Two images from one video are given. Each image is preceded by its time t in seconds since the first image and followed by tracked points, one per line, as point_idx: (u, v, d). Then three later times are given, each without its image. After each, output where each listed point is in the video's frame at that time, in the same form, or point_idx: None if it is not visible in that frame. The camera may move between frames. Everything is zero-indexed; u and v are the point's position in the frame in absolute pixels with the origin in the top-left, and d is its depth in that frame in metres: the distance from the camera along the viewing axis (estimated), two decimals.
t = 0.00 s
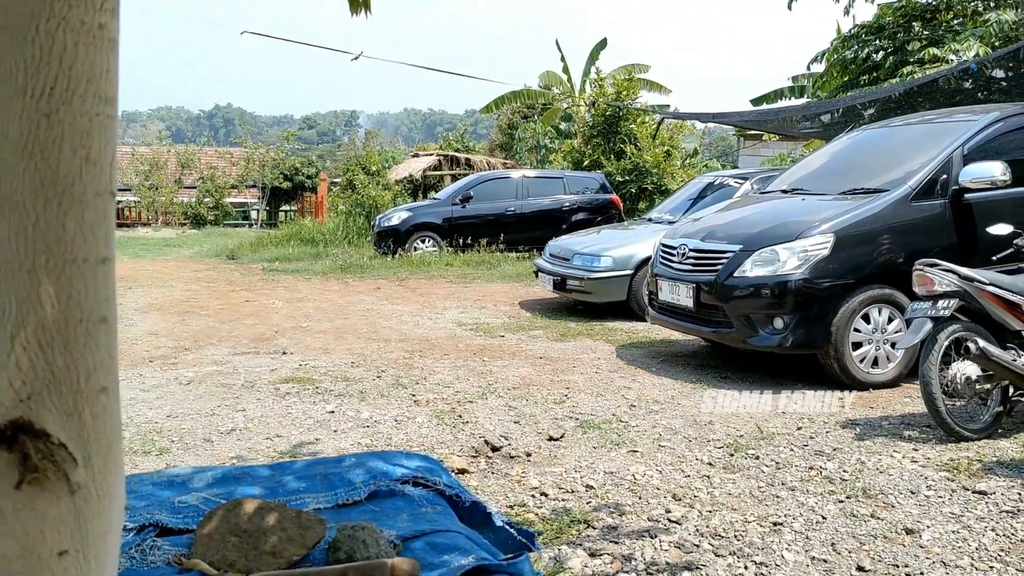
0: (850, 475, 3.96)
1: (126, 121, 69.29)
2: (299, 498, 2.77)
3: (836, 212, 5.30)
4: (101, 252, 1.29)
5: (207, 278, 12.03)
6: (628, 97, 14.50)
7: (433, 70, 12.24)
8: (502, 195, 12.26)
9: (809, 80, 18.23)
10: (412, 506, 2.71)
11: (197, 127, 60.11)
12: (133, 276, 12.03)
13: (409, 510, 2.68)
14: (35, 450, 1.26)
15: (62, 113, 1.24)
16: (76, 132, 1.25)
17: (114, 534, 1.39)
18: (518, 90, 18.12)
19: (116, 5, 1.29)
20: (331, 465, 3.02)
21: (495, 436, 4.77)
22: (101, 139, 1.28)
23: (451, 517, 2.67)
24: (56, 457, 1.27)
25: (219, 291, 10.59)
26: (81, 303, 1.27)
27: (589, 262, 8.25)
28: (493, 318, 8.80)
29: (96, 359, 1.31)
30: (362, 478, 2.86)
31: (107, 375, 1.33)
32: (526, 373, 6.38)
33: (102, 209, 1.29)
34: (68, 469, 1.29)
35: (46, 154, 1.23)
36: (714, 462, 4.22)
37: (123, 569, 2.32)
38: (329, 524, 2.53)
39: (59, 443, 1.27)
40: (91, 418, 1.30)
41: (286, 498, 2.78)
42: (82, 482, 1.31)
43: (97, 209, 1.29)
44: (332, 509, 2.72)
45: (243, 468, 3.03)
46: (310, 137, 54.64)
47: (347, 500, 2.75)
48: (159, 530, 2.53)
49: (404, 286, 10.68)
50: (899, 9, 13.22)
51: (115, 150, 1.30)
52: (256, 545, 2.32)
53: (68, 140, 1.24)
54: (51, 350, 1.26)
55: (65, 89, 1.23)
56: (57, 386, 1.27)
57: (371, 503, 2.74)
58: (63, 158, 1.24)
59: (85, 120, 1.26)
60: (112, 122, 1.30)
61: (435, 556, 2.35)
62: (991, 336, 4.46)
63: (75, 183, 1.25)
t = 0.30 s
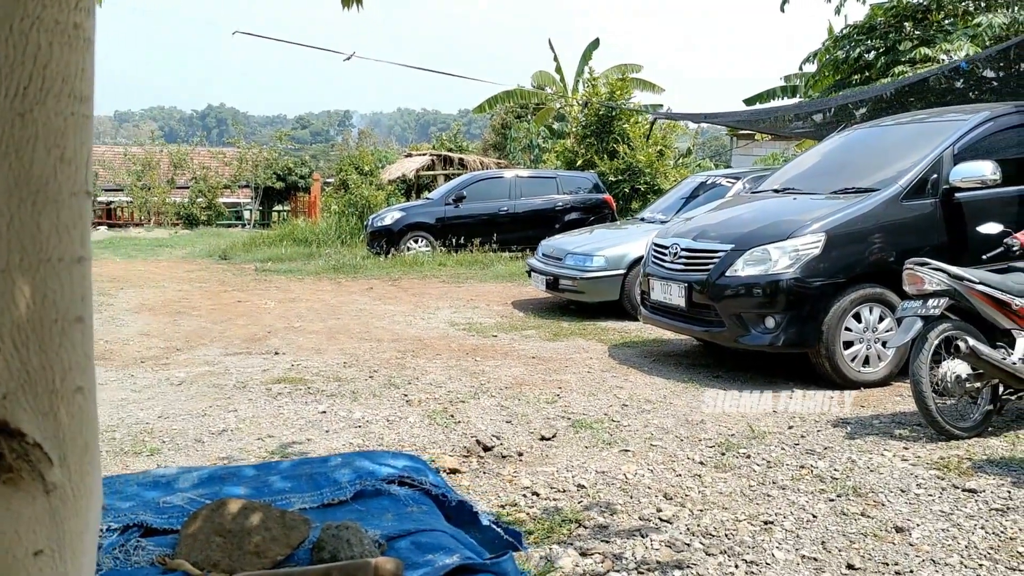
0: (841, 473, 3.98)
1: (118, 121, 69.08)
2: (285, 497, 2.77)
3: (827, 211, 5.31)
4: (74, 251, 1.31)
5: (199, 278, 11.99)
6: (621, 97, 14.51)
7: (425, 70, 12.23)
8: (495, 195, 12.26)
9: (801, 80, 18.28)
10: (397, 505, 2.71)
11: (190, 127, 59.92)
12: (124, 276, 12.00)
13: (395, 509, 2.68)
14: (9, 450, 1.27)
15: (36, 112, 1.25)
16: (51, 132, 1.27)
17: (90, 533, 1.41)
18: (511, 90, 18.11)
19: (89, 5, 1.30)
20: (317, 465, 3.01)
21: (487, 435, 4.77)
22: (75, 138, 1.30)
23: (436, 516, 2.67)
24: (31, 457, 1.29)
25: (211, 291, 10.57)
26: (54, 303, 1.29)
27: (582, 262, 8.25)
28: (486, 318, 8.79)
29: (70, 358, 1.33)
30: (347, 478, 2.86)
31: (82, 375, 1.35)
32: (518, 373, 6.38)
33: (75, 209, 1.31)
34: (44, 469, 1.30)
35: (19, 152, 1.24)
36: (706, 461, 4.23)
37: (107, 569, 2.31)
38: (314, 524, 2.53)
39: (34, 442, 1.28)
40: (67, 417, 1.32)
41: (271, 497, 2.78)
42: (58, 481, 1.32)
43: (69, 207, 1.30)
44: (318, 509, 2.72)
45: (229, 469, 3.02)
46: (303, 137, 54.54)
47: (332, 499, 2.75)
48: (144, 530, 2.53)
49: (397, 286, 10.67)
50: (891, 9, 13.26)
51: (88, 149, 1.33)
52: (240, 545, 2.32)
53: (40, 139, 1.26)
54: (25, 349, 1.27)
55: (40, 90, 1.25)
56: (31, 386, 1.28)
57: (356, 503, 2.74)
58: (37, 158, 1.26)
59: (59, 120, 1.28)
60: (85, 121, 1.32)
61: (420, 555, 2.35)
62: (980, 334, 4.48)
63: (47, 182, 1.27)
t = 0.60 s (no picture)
0: (833, 472, 3.98)
1: (111, 122, 68.89)
2: (270, 499, 2.76)
3: (819, 210, 5.32)
4: (46, 252, 1.31)
5: (192, 279, 11.97)
6: (615, 96, 14.52)
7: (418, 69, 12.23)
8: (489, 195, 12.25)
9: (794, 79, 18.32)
10: (383, 507, 2.71)
11: (183, 128, 59.77)
12: (117, 277, 11.97)
13: (381, 511, 2.67)
14: None
15: (8, 112, 1.25)
16: (21, 133, 1.26)
17: (65, 537, 1.41)
18: (505, 90, 18.10)
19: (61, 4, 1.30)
20: (303, 466, 3.00)
21: (480, 436, 4.76)
22: (46, 139, 1.30)
23: (422, 517, 2.67)
24: (5, 460, 1.29)
25: (204, 292, 10.54)
26: (26, 307, 1.29)
27: (576, 261, 8.25)
28: (480, 318, 8.79)
29: (42, 361, 1.33)
30: (334, 479, 2.85)
31: (55, 379, 1.36)
32: (512, 373, 6.38)
33: (47, 210, 1.30)
34: (16, 473, 1.30)
35: None
36: (699, 461, 4.23)
37: (90, 572, 2.30)
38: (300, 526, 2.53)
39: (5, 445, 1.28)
40: (39, 420, 1.32)
41: (256, 499, 2.77)
42: (31, 485, 1.32)
43: (41, 208, 1.30)
44: (303, 511, 2.71)
45: (214, 470, 3.02)
46: (297, 138, 54.45)
47: (318, 501, 2.74)
48: (128, 532, 2.53)
49: (390, 287, 10.66)
50: (883, 8, 13.30)
51: (60, 150, 1.32)
52: (223, 547, 2.31)
53: (10, 138, 1.25)
54: None
55: (10, 91, 1.25)
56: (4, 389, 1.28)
57: (342, 505, 2.73)
58: (9, 159, 1.25)
59: (28, 120, 1.27)
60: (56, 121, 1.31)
61: (405, 556, 2.35)
62: (971, 332, 4.49)
63: (18, 182, 1.26)
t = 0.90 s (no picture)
0: (827, 470, 3.99)
1: (105, 123, 68.82)
2: (257, 500, 2.76)
3: (813, 209, 5.33)
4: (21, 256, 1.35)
5: (187, 280, 11.95)
6: (610, 95, 14.52)
7: (412, 69, 12.23)
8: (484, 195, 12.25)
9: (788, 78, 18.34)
10: (370, 508, 2.71)
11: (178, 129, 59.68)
12: (111, 279, 11.94)
13: (367, 512, 2.67)
14: None
15: None
16: None
17: (42, 535, 1.46)
18: (500, 90, 18.10)
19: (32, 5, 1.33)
20: (290, 467, 3.00)
21: (475, 436, 4.76)
22: (19, 142, 1.33)
23: (409, 518, 2.67)
24: None
25: (200, 293, 10.53)
26: None
27: (571, 261, 8.26)
28: (475, 318, 8.79)
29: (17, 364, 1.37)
30: (321, 480, 2.84)
31: (30, 381, 1.40)
32: (507, 373, 6.37)
33: (21, 213, 1.34)
34: None
35: None
36: (693, 459, 4.24)
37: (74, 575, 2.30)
38: (285, 528, 2.52)
39: None
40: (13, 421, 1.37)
41: (243, 501, 2.76)
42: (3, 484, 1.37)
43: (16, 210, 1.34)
44: (290, 512, 2.71)
45: (202, 473, 3.02)
46: (292, 138, 54.38)
47: (305, 503, 2.74)
48: (114, 535, 2.52)
49: (385, 287, 10.65)
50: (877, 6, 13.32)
51: (35, 153, 1.36)
52: (208, 550, 2.31)
53: None
54: None
55: None
56: None
57: (329, 506, 2.73)
58: None
59: None
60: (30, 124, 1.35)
61: (391, 557, 2.34)
62: (964, 330, 4.50)
63: None
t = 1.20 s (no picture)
0: (820, 468, 4.00)
1: (99, 123, 68.69)
2: (245, 501, 2.75)
3: (806, 208, 5.34)
4: None
5: (181, 281, 11.92)
6: (604, 95, 14.52)
7: (405, 69, 12.22)
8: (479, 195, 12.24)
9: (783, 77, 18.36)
10: (358, 507, 2.71)
11: (172, 129, 59.55)
12: (105, 280, 11.92)
13: (356, 512, 2.67)
14: None
15: None
16: None
17: (22, 537, 1.48)
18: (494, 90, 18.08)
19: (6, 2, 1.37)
20: (278, 468, 2.99)
21: (469, 436, 4.76)
22: None
23: (398, 518, 2.67)
24: None
25: (194, 294, 10.51)
26: None
27: (566, 260, 8.26)
28: (470, 317, 8.78)
29: None
30: (308, 480, 2.84)
31: (8, 382, 1.42)
32: (502, 372, 6.37)
33: None
34: None
35: None
36: (687, 458, 4.24)
37: None
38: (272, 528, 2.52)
39: None
40: None
41: (231, 501, 2.76)
42: None
43: None
44: (278, 512, 2.71)
45: (190, 473, 3.01)
46: (287, 138, 54.30)
47: (293, 503, 2.74)
48: (101, 536, 2.52)
49: (380, 287, 10.64)
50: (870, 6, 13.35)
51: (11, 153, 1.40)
52: (195, 550, 2.31)
53: None
54: None
55: None
56: None
57: (317, 506, 2.73)
58: None
59: None
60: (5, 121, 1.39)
61: (378, 557, 2.35)
62: (957, 329, 4.51)
63: None
